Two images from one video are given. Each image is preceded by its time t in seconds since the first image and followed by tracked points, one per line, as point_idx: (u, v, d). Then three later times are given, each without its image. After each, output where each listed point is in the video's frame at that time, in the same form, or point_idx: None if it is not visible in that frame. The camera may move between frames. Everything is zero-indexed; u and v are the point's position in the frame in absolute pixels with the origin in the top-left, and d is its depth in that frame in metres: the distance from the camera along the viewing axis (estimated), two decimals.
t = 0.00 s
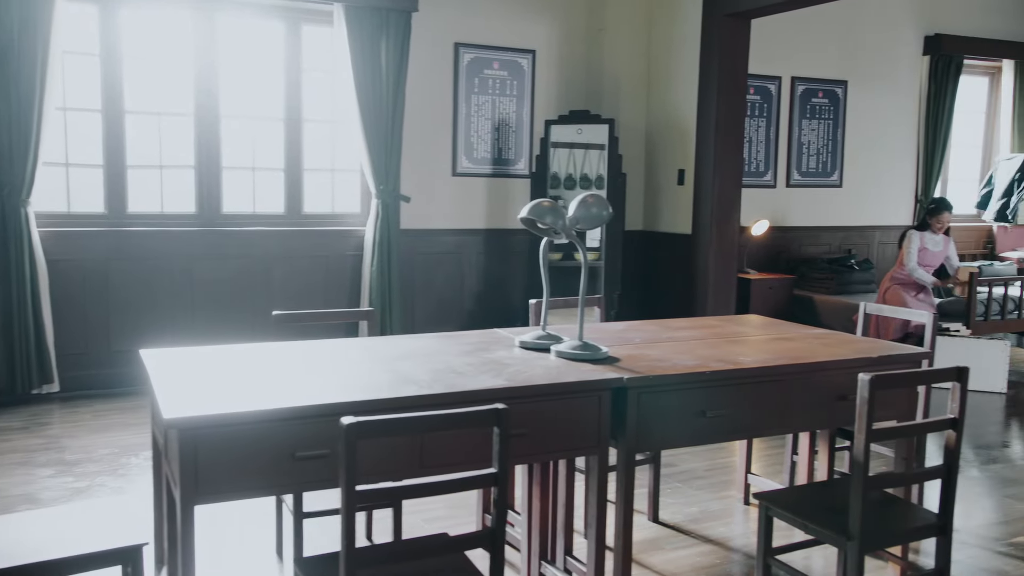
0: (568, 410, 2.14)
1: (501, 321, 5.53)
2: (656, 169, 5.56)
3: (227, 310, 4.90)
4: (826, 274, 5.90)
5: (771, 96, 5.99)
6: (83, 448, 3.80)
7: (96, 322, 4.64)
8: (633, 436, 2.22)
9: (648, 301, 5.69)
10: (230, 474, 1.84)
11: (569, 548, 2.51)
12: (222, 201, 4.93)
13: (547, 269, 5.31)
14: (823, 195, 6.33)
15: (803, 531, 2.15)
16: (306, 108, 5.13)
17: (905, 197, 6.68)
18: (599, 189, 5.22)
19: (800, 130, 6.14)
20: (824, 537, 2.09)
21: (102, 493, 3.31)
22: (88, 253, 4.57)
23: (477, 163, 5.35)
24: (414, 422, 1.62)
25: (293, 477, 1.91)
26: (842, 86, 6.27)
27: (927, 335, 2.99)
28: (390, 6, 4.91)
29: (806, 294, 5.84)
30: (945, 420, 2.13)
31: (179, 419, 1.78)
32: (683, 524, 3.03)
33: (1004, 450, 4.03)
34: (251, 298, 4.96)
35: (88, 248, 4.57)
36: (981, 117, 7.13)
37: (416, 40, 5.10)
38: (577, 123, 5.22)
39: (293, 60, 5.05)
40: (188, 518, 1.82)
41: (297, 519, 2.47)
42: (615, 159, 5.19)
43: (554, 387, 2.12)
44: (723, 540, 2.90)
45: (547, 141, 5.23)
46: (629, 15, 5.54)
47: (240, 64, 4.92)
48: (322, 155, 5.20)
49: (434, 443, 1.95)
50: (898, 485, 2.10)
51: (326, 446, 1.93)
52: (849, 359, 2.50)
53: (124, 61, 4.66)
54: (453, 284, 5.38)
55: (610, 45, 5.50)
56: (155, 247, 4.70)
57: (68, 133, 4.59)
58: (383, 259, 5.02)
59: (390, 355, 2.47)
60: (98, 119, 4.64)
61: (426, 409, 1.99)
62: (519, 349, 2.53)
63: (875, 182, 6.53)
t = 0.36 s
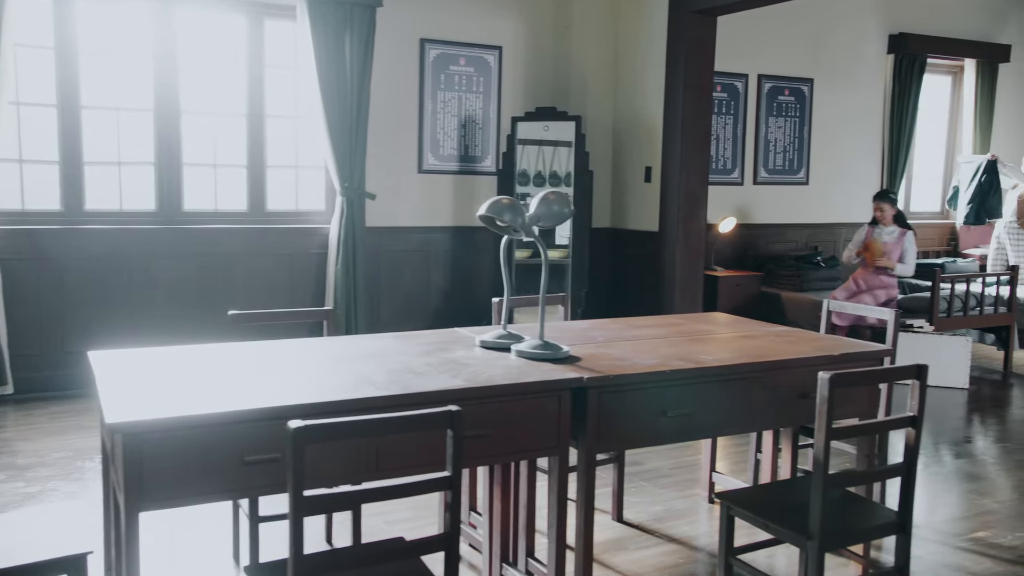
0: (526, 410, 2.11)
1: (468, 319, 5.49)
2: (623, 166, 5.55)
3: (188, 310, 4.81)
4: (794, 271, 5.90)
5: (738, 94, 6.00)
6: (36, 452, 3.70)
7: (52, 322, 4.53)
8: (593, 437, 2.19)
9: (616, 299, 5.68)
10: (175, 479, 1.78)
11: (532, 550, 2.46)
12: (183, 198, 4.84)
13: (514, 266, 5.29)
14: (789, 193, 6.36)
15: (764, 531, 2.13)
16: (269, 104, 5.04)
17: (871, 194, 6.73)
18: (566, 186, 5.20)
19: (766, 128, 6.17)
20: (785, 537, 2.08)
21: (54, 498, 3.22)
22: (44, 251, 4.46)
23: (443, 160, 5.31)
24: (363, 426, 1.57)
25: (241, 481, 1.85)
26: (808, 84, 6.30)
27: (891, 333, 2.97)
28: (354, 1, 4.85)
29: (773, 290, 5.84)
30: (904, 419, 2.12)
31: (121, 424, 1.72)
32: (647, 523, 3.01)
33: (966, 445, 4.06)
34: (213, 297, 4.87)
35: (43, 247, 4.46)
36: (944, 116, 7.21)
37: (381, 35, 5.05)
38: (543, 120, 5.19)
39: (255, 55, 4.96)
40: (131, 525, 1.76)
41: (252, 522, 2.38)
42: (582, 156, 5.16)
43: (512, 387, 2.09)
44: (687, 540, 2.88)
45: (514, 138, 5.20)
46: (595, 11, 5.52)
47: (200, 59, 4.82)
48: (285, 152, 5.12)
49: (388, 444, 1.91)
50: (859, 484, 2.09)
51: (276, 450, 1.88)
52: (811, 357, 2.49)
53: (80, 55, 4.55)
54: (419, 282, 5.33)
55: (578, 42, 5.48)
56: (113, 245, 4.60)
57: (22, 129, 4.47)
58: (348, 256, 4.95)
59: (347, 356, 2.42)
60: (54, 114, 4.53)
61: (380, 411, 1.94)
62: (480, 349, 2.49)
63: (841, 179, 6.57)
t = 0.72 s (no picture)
0: (487, 410, 2.08)
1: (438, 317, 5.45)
2: (593, 162, 5.53)
3: (151, 308, 4.72)
4: (764, 267, 5.92)
5: (708, 90, 6.01)
6: None
7: (8, 321, 4.42)
8: (556, 436, 2.16)
9: (587, 295, 5.66)
10: (122, 485, 1.73)
11: (496, 551, 2.43)
12: (145, 194, 4.73)
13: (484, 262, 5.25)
14: (759, 189, 6.37)
15: (728, 530, 2.12)
16: (234, 98, 4.95)
17: (840, 190, 6.75)
18: (537, 182, 5.17)
19: (736, 124, 6.18)
20: (749, 536, 2.06)
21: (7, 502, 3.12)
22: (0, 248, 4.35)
23: (411, 155, 5.25)
24: (315, 428, 1.53)
25: (192, 485, 1.80)
26: (778, 80, 6.31)
27: (857, 328, 2.96)
28: None
29: (744, 287, 5.86)
30: (868, 416, 2.11)
31: (64, 427, 1.65)
32: (614, 522, 2.99)
33: (932, 440, 4.09)
34: (176, 295, 4.78)
35: None
36: (911, 113, 7.27)
37: (348, 29, 4.97)
38: (513, 115, 5.16)
39: (219, 48, 4.86)
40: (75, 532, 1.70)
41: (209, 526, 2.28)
42: (551, 152, 5.13)
43: (472, 386, 2.05)
44: (654, 538, 2.86)
45: (483, 133, 5.16)
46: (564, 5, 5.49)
47: (163, 52, 4.72)
48: (251, 147, 5.03)
49: (344, 446, 1.87)
50: (823, 482, 2.07)
51: (228, 453, 1.83)
52: (776, 354, 2.48)
53: (37, 48, 4.44)
54: (388, 279, 5.27)
55: (547, 36, 5.45)
56: (71, 242, 4.49)
57: None
58: (315, 253, 4.88)
59: (306, 357, 2.37)
60: (10, 108, 4.41)
61: (336, 413, 1.90)
62: (442, 348, 2.45)
63: (811, 176, 6.59)
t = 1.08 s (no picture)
0: (446, 412, 2.04)
1: (407, 314, 5.40)
2: (562, 158, 5.51)
3: (111, 307, 4.62)
4: (733, 264, 5.86)
5: (678, 85, 6.00)
6: None
7: None
8: (519, 436, 2.12)
9: (557, 293, 5.63)
10: (65, 491, 1.67)
11: (458, 553, 2.39)
12: (106, 190, 4.62)
13: (452, 259, 5.22)
14: (729, 185, 6.38)
15: (693, 531, 2.09)
16: (197, 92, 4.85)
17: (810, 186, 6.78)
18: (505, 179, 5.13)
19: (707, 120, 6.18)
20: (714, 537, 2.03)
21: None
22: None
23: (379, 151, 5.19)
24: (261, 431, 1.48)
25: (137, 491, 1.74)
26: (748, 76, 6.32)
27: (822, 323, 2.94)
28: None
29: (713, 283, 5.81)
30: (832, 414, 2.10)
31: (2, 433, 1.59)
32: (580, 521, 2.96)
33: (898, 435, 4.10)
34: (138, 293, 4.68)
35: None
36: (880, 110, 7.31)
37: (314, 23, 4.90)
38: (481, 111, 5.12)
39: (181, 40, 4.76)
40: (14, 541, 1.63)
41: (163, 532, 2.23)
42: (520, 148, 5.10)
43: (431, 386, 2.01)
44: (620, 537, 2.84)
45: (451, 129, 5.12)
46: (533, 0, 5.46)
47: (123, 44, 4.62)
48: (215, 143, 4.93)
49: (297, 449, 1.82)
50: (789, 480, 2.05)
51: (176, 458, 1.77)
52: (741, 352, 2.46)
53: None
54: (357, 276, 5.21)
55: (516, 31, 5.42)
56: (29, 239, 4.37)
57: None
58: (282, 249, 4.81)
59: (262, 359, 2.32)
60: None
61: (289, 415, 1.84)
62: (404, 347, 2.40)
63: (781, 172, 6.61)
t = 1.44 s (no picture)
0: (405, 414, 1.99)
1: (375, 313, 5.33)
2: (531, 155, 5.48)
3: (70, 307, 4.51)
4: (704, 262, 5.97)
5: (648, 82, 5.99)
6: None
7: None
8: (480, 437, 2.08)
9: (527, 291, 5.59)
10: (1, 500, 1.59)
11: (420, 556, 2.33)
12: (64, 187, 4.51)
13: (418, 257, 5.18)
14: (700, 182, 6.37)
15: (657, 533, 2.06)
16: (159, 87, 4.75)
17: (779, 183, 6.81)
18: (475, 176, 5.09)
19: (677, 117, 6.18)
20: (678, 539, 2.00)
21: None
22: None
23: (346, 148, 5.12)
24: (205, 437, 1.42)
25: (78, 497, 1.67)
26: (718, 73, 6.32)
27: (789, 322, 2.90)
28: None
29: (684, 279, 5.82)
30: (797, 413, 2.08)
31: None
32: (546, 522, 2.93)
33: (865, 432, 4.12)
34: (97, 292, 4.57)
35: None
36: (848, 107, 7.36)
37: (278, 17, 4.82)
38: (450, 107, 5.07)
39: (142, 33, 4.66)
40: None
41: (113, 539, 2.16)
42: (489, 144, 5.05)
43: (389, 388, 1.96)
44: (586, 538, 2.81)
45: (418, 126, 5.07)
46: None
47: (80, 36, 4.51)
48: (178, 138, 4.83)
49: (249, 453, 1.76)
50: (753, 481, 2.03)
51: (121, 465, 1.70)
52: (706, 351, 2.43)
53: None
54: (324, 274, 5.14)
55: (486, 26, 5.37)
56: None
57: None
58: (246, 248, 4.73)
59: (217, 360, 2.26)
60: None
61: (240, 419, 1.79)
62: (364, 347, 2.36)
63: (751, 169, 6.62)
